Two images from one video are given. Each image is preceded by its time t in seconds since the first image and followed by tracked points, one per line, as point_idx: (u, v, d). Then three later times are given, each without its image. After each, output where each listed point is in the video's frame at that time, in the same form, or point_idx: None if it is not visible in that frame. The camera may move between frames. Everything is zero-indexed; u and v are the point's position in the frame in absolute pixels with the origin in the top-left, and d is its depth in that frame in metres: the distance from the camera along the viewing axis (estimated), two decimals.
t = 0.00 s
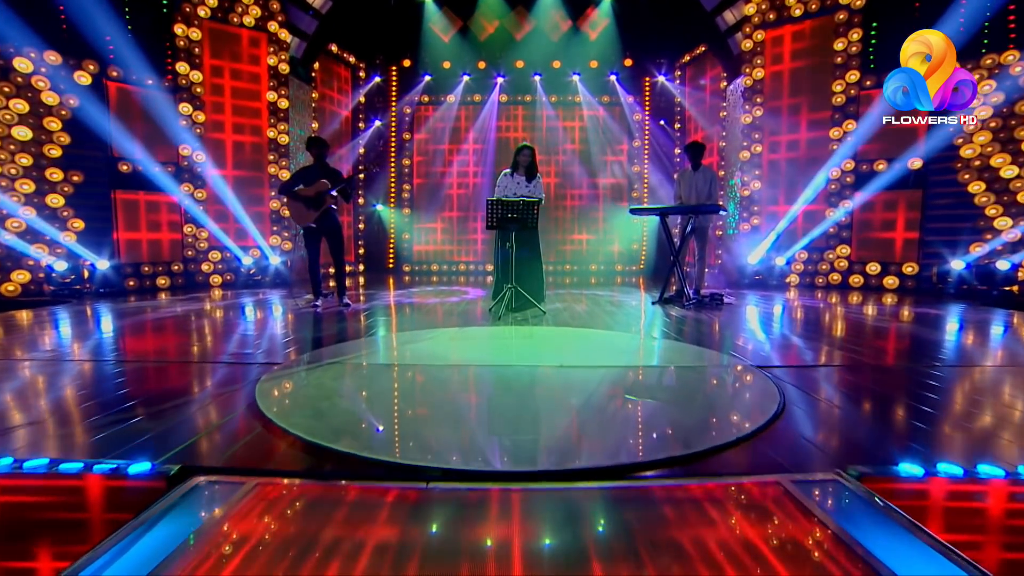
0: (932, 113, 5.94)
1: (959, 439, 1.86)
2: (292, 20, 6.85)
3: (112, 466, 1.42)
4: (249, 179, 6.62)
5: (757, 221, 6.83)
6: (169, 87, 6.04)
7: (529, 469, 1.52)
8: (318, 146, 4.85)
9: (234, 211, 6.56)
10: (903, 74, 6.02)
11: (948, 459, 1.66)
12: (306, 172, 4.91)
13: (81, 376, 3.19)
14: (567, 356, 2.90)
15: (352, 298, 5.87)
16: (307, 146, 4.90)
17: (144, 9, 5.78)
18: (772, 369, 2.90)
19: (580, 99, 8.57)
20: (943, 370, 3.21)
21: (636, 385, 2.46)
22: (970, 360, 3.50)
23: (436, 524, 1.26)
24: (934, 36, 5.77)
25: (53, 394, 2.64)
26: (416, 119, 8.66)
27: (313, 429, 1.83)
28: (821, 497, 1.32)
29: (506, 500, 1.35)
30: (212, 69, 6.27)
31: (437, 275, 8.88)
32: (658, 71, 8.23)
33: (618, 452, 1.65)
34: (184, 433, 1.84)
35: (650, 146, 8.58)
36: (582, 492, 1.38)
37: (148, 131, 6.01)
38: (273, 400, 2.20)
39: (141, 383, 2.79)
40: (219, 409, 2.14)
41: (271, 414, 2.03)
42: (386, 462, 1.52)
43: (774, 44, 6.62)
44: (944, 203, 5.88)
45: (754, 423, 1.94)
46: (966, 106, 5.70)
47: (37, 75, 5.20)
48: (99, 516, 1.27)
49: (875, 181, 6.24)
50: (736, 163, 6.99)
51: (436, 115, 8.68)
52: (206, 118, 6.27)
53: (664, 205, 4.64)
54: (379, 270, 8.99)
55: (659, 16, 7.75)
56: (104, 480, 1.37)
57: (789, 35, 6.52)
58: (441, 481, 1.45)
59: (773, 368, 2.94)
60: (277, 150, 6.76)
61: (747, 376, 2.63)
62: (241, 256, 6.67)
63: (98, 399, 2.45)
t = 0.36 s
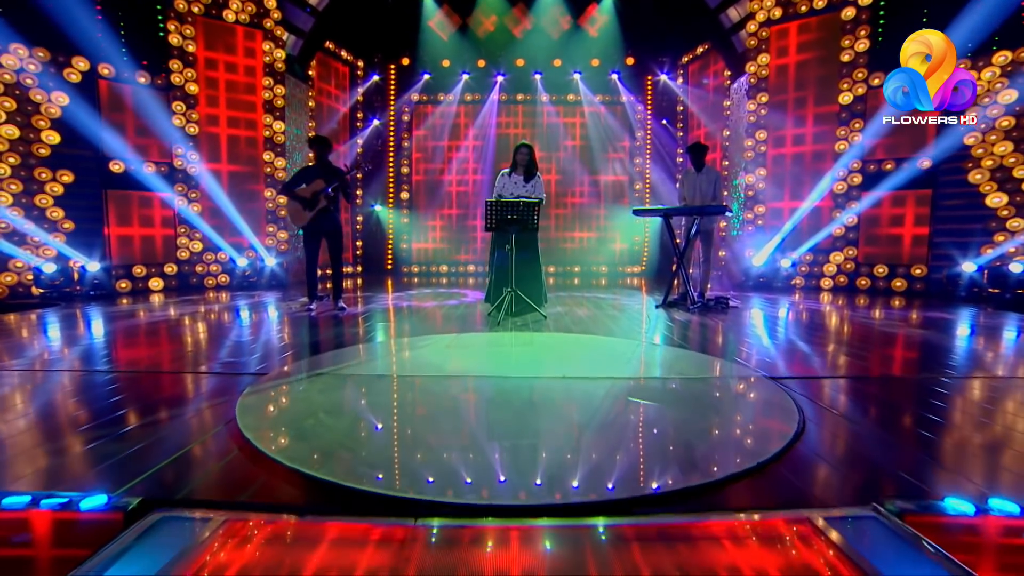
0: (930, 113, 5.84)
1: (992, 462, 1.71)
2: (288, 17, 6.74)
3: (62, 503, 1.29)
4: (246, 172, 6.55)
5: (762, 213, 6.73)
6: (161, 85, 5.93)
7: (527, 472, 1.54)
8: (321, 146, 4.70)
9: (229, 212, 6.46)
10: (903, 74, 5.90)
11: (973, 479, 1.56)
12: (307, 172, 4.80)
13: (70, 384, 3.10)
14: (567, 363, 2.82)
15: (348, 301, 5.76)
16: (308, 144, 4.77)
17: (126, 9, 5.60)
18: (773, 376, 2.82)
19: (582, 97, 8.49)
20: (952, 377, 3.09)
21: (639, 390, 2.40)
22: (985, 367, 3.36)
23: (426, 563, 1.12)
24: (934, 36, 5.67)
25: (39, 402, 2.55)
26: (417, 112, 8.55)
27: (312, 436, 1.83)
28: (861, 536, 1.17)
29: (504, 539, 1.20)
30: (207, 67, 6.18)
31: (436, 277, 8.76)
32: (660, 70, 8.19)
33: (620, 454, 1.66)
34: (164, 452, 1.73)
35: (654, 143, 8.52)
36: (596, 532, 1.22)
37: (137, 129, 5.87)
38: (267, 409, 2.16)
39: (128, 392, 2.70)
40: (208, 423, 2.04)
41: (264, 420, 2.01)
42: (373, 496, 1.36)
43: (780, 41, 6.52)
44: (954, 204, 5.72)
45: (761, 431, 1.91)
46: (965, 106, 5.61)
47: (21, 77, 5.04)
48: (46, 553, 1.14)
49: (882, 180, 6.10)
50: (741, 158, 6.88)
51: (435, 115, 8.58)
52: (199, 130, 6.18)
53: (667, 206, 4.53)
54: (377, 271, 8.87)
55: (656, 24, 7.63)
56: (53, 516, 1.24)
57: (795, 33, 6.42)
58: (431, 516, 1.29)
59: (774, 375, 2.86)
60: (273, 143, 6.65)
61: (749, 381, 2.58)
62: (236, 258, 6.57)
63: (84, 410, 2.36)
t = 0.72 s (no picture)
0: (931, 113, 5.75)
1: None
2: (288, 15, 6.64)
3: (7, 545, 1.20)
4: (245, 171, 6.46)
5: (770, 212, 6.60)
6: (158, 84, 5.86)
7: (528, 469, 1.62)
8: (326, 145, 4.59)
9: (227, 213, 6.38)
10: (902, 74, 5.81)
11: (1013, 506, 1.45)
12: (310, 171, 4.70)
13: (65, 390, 3.02)
14: (572, 368, 2.76)
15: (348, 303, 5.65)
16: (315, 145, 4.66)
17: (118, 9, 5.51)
18: (780, 382, 2.76)
19: (585, 96, 8.36)
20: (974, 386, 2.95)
21: (645, 397, 2.34)
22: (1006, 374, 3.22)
23: None
24: (934, 36, 5.61)
25: (32, 408, 2.49)
26: (419, 112, 8.45)
27: (319, 437, 1.89)
28: None
29: None
30: (204, 68, 6.10)
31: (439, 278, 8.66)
32: (666, 68, 8.05)
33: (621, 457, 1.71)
34: (147, 469, 1.65)
35: (659, 142, 8.35)
36: None
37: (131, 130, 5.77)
38: (268, 413, 2.18)
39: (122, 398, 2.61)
40: (198, 436, 1.96)
41: (263, 421, 2.08)
42: (357, 536, 1.24)
43: (789, 39, 6.39)
44: (971, 204, 5.56)
45: (764, 440, 1.90)
46: (965, 106, 5.53)
47: (10, 82, 4.95)
48: None
49: (894, 179, 5.92)
50: (750, 154, 6.76)
51: (436, 115, 8.48)
52: (196, 129, 6.11)
53: (674, 207, 4.41)
54: (378, 273, 8.77)
55: (664, 19, 7.53)
56: None
57: (805, 30, 6.28)
58: (421, 559, 1.18)
59: (780, 381, 2.79)
60: (273, 142, 6.58)
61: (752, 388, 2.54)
62: (235, 259, 6.47)
63: (79, 418, 2.29)
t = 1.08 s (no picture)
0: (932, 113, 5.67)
1: None
2: (287, 13, 6.57)
3: None
4: (240, 164, 6.37)
5: (778, 212, 6.47)
6: (156, 82, 5.80)
7: (531, 481, 1.59)
8: (328, 146, 4.49)
9: (224, 214, 6.30)
10: (903, 74, 5.75)
11: None
12: (310, 171, 4.60)
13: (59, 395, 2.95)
14: (578, 375, 2.68)
15: (347, 306, 5.54)
16: (319, 145, 4.56)
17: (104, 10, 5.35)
18: (783, 388, 2.70)
19: (588, 96, 8.23)
20: (992, 394, 2.85)
21: (653, 406, 2.26)
22: None
23: None
24: (934, 36, 5.52)
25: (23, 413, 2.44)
26: (420, 111, 8.34)
27: (322, 440, 1.92)
28: None
29: None
30: (202, 67, 6.03)
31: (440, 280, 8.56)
32: (671, 67, 7.95)
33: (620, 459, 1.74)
34: (141, 478, 1.63)
35: (663, 140, 8.23)
36: None
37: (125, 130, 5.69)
38: (270, 417, 2.19)
39: (118, 402, 2.54)
40: (193, 444, 1.92)
41: (262, 423, 2.12)
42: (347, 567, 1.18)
43: (798, 36, 6.29)
44: (987, 205, 5.43)
45: (771, 447, 1.88)
46: (965, 106, 5.50)
47: None
48: None
49: (903, 183, 5.82)
50: (756, 151, 6.64)
51: (437, 115, 8.37)
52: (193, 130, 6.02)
53: (681, 208, 4.29)
54: (378, 274, 8.66)
55: (667, 21, 7.43)
56: None
57: (814, 27, 6.18)
58: None
59: (783, 387, 2.74)
60: (271, 141, 6.50)
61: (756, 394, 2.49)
62: (232, 261, 6.38)
63: (74, 423, 2.23)
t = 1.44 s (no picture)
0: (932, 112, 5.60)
1: None
2: (286, 11, 6.49)
3: None
4: (238, 163, 6.30)
5: (787, 212, 6.30)
6: (152, 81, 5.72)
7: (531, 487, 1.56)
8: (326, 145, 4.39)
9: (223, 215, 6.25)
10: (903, 73, 5.70)
11: None
12: (308, 170, 4.49)
13: (53, 402, 2.88)
14: (586, 385, 2.55)
15: (345, 308, 5.44)
16: (317, 145, 4.46)
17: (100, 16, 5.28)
18: (789, 395, 2.62)
19: (591, 94, 8.13)
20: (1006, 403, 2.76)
21: (670, 416, 2.15)
22: None
23: None
24: (934, 36, 5.47)
25: (11, 418, 2.36)
26: (421, 111, 8.24)
27: (323, 440, 1.91)
28: None
29: None
30: (200, 66, 5.98)
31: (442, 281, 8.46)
32: (676, 65, 7.84)
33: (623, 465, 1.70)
34: (137, 486, 1.59)
35: (668, 140, 8.14)
36: None
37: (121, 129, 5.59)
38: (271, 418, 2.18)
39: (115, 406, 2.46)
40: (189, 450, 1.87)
41: (263, 425, 2.09)
42: None
43: (807, 32, 6.15)
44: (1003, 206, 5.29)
45: (777, 452, 1.84)
46: (965, 106, 5.43)
47: None
48: None
49: (915, 186, 5.72)
50: (763, 148, 6.52)
51: (438, 114, 8.26)
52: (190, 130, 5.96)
53: (689, 208, 4.18)
54: (379, 275, 8.55)
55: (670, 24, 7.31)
56: None
57: (823, 23, 6.05)
58: None
59: (788, 394, 2.66)
60: (269, 141, 6.40)
61: (762, 400, 2.43)
62: (228, 263, 6.30)
63: (68, 428, 2.16)
